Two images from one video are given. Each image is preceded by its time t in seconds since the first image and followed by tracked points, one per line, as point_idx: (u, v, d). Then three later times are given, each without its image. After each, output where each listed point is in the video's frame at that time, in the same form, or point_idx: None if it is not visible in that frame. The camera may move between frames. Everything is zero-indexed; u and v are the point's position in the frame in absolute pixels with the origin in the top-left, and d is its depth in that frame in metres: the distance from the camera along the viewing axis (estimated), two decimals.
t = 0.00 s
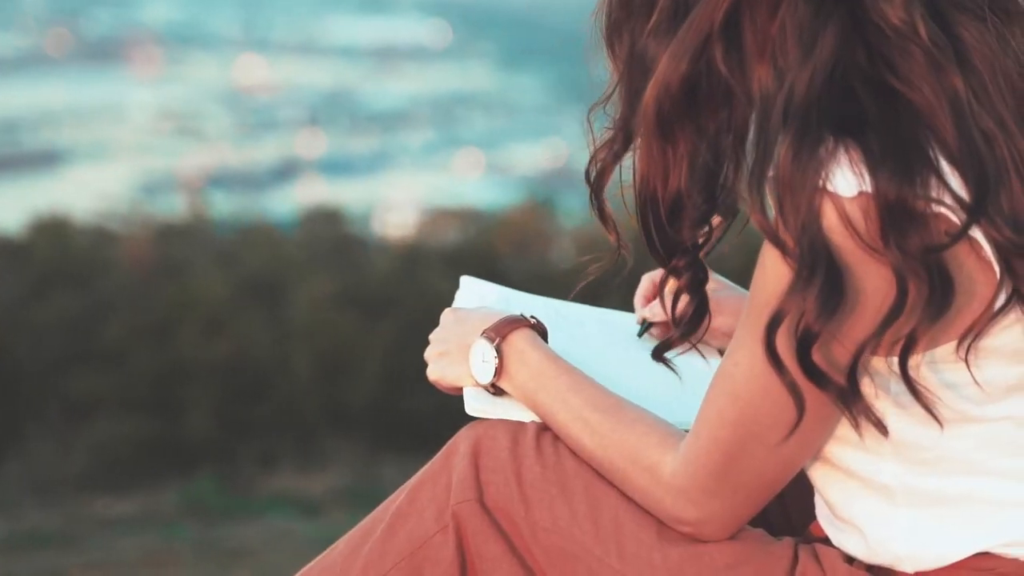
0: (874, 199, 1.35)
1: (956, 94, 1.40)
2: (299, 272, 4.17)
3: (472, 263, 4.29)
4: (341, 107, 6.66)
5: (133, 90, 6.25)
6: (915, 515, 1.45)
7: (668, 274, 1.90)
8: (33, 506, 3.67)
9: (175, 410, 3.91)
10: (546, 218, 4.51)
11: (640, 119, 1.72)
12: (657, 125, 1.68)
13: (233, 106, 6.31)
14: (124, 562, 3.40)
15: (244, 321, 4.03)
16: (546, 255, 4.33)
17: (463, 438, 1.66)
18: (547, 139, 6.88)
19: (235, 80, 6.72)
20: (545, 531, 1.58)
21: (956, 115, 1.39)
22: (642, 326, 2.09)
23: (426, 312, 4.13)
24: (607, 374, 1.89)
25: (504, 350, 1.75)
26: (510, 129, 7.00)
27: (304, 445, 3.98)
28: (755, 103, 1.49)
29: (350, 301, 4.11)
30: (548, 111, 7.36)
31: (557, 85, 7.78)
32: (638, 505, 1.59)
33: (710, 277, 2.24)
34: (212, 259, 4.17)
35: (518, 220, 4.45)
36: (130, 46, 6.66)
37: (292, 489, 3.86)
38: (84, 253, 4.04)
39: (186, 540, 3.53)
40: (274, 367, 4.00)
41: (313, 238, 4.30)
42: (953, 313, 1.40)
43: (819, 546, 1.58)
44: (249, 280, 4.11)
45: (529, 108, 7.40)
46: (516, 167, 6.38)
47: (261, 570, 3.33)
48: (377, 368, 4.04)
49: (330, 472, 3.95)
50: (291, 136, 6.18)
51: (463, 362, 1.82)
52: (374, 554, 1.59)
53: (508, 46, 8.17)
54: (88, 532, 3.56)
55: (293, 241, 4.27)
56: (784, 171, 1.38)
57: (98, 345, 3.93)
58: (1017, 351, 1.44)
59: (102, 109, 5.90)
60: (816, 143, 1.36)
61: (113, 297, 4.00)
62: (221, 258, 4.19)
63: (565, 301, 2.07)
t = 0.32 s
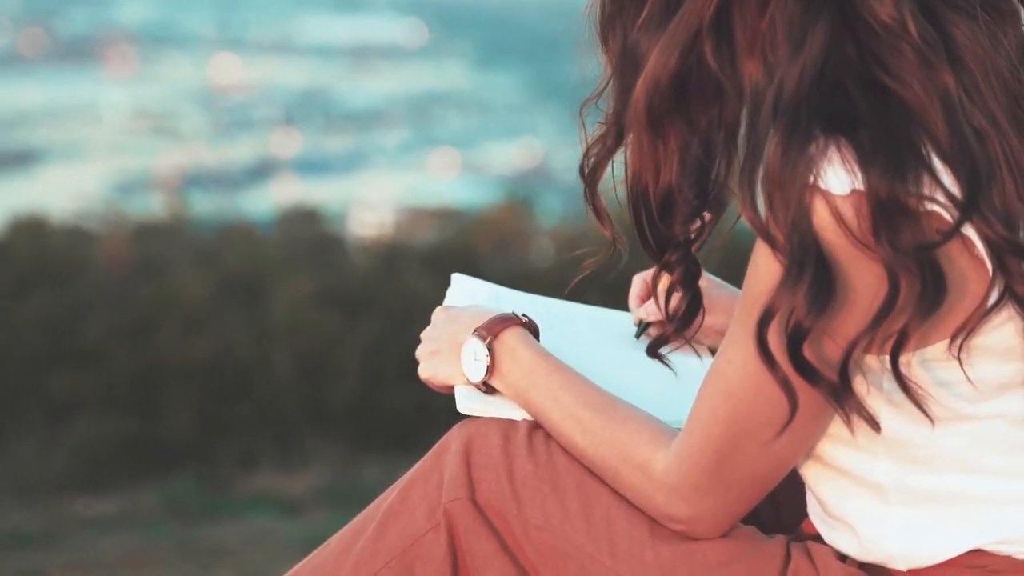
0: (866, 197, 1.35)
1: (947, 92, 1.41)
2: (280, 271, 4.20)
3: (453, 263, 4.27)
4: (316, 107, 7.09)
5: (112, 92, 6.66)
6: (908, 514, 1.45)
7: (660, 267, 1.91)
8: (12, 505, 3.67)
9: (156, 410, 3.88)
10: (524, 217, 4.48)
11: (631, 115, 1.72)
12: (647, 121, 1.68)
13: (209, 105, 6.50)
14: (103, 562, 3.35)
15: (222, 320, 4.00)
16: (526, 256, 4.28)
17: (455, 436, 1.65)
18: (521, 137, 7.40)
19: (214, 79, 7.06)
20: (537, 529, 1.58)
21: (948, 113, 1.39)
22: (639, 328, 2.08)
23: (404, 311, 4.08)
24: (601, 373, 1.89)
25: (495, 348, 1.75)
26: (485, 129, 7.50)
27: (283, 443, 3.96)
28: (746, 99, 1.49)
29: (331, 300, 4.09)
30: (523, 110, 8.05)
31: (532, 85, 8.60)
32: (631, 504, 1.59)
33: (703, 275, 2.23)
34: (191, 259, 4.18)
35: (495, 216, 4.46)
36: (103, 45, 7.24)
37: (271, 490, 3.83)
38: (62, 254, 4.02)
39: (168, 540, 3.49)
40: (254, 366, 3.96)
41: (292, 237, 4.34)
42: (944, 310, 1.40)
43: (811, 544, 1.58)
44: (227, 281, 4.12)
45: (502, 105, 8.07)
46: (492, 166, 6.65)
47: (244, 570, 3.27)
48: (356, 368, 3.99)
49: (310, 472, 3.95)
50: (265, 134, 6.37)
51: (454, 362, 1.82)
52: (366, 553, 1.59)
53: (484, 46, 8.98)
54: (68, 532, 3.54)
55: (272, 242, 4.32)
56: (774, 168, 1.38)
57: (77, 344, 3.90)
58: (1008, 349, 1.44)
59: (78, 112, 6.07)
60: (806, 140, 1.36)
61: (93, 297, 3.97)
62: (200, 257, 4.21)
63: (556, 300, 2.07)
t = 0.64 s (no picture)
0: (860, 195, 1.35)
1: (941, 90, 1.40)
2: (263, 268, 4.14)
3: (434, 263, 4.27)
4: (293, 106, 6.68)
5: (88, 91, 6.27)
6: (902, 514, 1.45)
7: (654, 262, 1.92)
8: None
9: (138, 410, 3.87)
10: (504, 216, 4.49)
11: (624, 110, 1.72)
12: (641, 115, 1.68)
13: (186, 105, 6.19)
14: (86, 562, 3.35)
15: (205, 320, 3.96)
16: (508, 254, 4.36)
17: (449, 436, 1.65)
18: (501, 137, 6.91)
19: (188, 79, 6.54)
20: (531, 527, 1.57)
21: (942, 112, 1.39)
22: (634, 326, 2.09)
23: (386, 312, 4.10)
24: (596, 372, 1.89)
25: (489, 346, 1.75)
26: (465, 129, 7.02)
27: (268, 444, 3.95)
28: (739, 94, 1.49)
29: (315, 300, 4.07)
30: (501, 109, 7.39)
31: (513, 82, 7.82)
32: (625, 502, 1.59)
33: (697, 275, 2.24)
34: (172, 259, 4.12)
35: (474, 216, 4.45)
36: (80, 45, 6.66)
37: (252, 488, 3.82)
38: (43, 253, 3.97)
39: (150, 540, 3.47)
40: (235, 367, 3.93)
41: (272, 237, 4.26)
42: (938, 308, 1.40)
43: (805, 542, 1.58)
44: (208, 281, 4.06)
45: (481, 106, 7.40)
46: (470, 166, 6.45)
47: (227, 570, 3.26)
48: (338, 367, 3.99)
49: (293, 472, 3.93)
50: (240, 133, 6.12)
51: (448, 360, 1.81)
52: (360, 552, 1.58)
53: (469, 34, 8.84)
54: (49, 532, 3.53)
55: (252, 241, 4.24)
56: (765, 164, 1.38)
57: (58, 344, 3.87)
58: (1003, 347, 1.44)
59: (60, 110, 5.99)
60: (798, 137, 1.36)
61: (74, 297, 3.93)
62: (181, 257, 4.15)
63: (550, 300, 2.06)
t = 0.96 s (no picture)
0: (856, 195, 1.35)
1: (937, 90, 1.40)
2: (245, 269, 4.09)
3: (416, 264, 4.23)
4: (272, 106, 6.88)
5: (64, 88, 6.41)
6: (899, 514, 1.45)
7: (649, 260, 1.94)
8: None
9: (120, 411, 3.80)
10: (486, 216, 4.47)
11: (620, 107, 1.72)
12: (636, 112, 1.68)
13: (165, 105, 6.24)
14: (70, 562, 3.31)
15: (188, 321, 3.90)
16: (488, 253, 4.31)
17: (443, 436, 1.64)
18: (479, 137, 7.17)
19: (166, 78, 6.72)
20: (527, 528, 1.57)
21: (937, 112, 1.39)
22: (623, 325, 2.09)
23: (367, 311, 4.02)
24: (590, 372, 1.88)
25: (484, 345, 1.74)
26: (442, 129, 7.29)
27: (249, 444, 3.90)
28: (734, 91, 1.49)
29: (296, 298, 4.01)
30: (479, 110, 7.73)
31: (491, 84, 8.16)
32: (620, 502, 1.58)
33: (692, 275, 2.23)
34: (154, 258, 4.07)
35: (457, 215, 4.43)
36: (59, 44, 6.94)
37: (234, 490, 3.77)
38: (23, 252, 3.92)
39: (133, 540, 3.42)
40: (218, 367, 3.87)
41: (254, 237, 4.19)
42: (933, 308, 1.39)
43: (801, 542, 1.57)
44: (189, 281, 4.00)
45: (458, 106, 7.72)
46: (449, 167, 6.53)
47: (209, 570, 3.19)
48: (320, 367, 3.93)
49: (275, 471, 3.89)
50: (224, 133, 6.22)
51: (442, 359, 1.81)
52: (354, 553, 1.58)
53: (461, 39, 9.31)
54: (33, 531, 3.50)
55: (231, 241, 4.17)
56: (759, 163, 1.38)
57: (38, 346, 3.80)
58: (999, 347, 1.44)
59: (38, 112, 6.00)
60: (792, 136, 1.36)
61: (53, 296, 3.87)
62: (163, 256, 4.09)
63: (543, 300, 2.06)
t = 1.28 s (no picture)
0: (852, 196, 1.35)
1: (931, 90, 1.40)
2: (226, 270, 3.91)
3: (394, 263, 4.02)
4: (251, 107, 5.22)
5: (39, 89, 4.94)
6: (896, 515, 1.45)
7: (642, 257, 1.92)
8: None
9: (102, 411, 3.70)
10: (467, 214, 4.27)
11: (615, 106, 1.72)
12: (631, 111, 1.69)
13: (140, 102, 4.95)
14: (58, 564, 3.22)
15: (171, 322, 3.78)
16: (472, 253, 4.13)
17: (438, 438, 1.64)
18: (458, 134, 5.39)
19: (144, 81, 5.08)
20: (522, 529, 1.57)
21: (932, 112, 1.39)
22: (616, 326, 2.10)
23: (348, 312, 3.87)
24: (584, 373, 1.88)
25: (478, 348, 1.74)
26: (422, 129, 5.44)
27: (232, 445, 3.74)
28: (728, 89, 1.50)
29: (279, 299, 3.84)
30: (458, 109, 5.52)
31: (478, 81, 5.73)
32: (615, 503, 1.58)
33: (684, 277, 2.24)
34: (135, 259, 3.88)
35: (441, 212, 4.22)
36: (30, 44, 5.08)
37: (218, 490, 3.61)
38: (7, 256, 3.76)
39: (116, 541, 3.33)
40: (201, 368, 3.75)
41: (235, 237, 4.01)
42: (928, 308, 1.39)
43: (796, 543, 1.58)
44: (170, 281, 3.84)
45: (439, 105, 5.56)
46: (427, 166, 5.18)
47: (195, 571, 3.14)
48: (303, 366, 3.78)
49: (257, 472, 3.71)
50: (199, 131, 4.97)
51: (436, 362, 1.80)
52: (348, 555, 1.58)
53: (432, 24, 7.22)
54: (17, 533, 3.39)
55: (213, 240, 3.99)
56: (752, 162, 1.38)
57: (23, 348, 3.73)
58: (994, 348, 1.44)
59: None
60: (786, 135, 1.36)
61: (38, 298, 3.75)
62: (145, 257, 3.90)
63: (536, 302, 2.06)
